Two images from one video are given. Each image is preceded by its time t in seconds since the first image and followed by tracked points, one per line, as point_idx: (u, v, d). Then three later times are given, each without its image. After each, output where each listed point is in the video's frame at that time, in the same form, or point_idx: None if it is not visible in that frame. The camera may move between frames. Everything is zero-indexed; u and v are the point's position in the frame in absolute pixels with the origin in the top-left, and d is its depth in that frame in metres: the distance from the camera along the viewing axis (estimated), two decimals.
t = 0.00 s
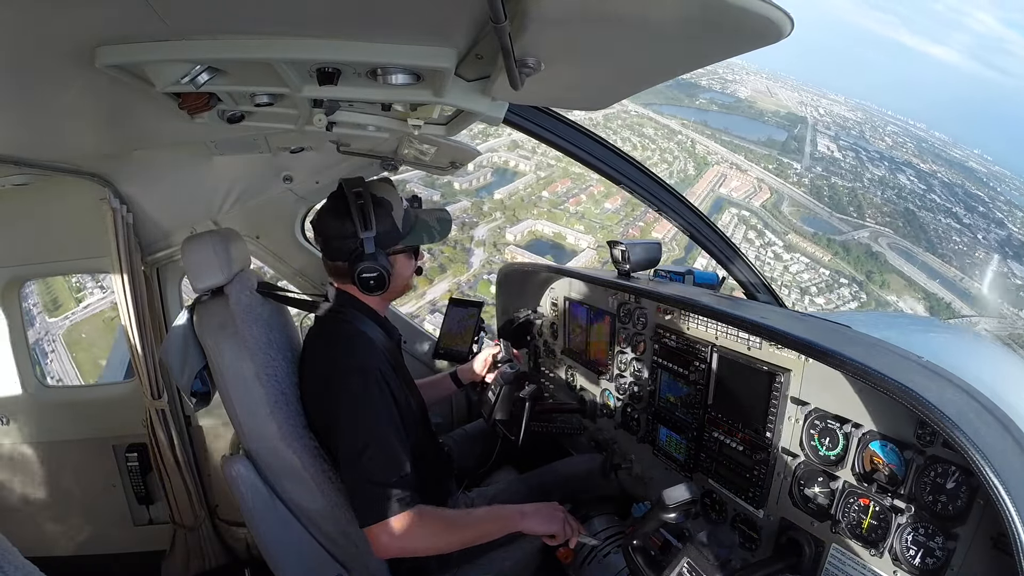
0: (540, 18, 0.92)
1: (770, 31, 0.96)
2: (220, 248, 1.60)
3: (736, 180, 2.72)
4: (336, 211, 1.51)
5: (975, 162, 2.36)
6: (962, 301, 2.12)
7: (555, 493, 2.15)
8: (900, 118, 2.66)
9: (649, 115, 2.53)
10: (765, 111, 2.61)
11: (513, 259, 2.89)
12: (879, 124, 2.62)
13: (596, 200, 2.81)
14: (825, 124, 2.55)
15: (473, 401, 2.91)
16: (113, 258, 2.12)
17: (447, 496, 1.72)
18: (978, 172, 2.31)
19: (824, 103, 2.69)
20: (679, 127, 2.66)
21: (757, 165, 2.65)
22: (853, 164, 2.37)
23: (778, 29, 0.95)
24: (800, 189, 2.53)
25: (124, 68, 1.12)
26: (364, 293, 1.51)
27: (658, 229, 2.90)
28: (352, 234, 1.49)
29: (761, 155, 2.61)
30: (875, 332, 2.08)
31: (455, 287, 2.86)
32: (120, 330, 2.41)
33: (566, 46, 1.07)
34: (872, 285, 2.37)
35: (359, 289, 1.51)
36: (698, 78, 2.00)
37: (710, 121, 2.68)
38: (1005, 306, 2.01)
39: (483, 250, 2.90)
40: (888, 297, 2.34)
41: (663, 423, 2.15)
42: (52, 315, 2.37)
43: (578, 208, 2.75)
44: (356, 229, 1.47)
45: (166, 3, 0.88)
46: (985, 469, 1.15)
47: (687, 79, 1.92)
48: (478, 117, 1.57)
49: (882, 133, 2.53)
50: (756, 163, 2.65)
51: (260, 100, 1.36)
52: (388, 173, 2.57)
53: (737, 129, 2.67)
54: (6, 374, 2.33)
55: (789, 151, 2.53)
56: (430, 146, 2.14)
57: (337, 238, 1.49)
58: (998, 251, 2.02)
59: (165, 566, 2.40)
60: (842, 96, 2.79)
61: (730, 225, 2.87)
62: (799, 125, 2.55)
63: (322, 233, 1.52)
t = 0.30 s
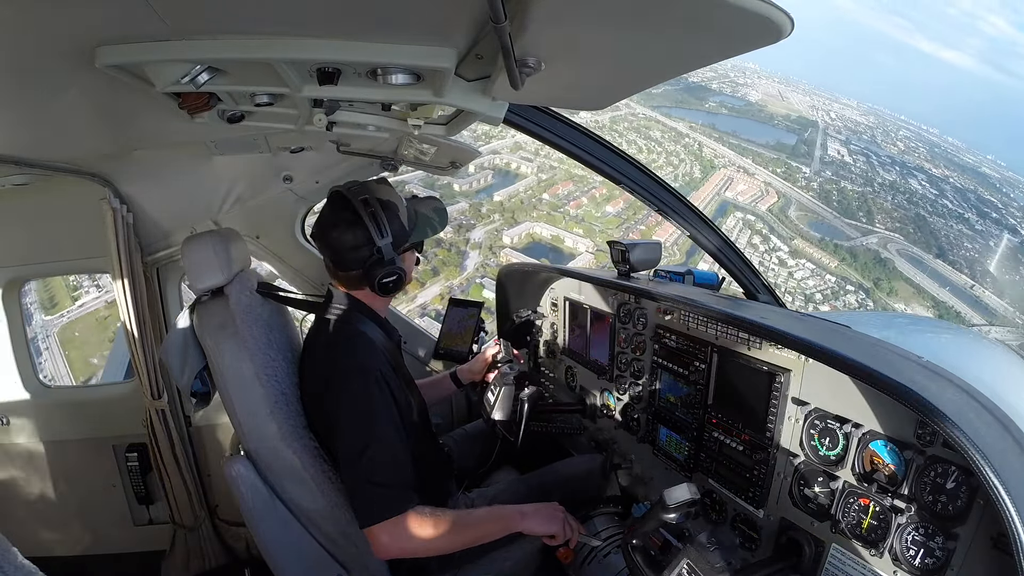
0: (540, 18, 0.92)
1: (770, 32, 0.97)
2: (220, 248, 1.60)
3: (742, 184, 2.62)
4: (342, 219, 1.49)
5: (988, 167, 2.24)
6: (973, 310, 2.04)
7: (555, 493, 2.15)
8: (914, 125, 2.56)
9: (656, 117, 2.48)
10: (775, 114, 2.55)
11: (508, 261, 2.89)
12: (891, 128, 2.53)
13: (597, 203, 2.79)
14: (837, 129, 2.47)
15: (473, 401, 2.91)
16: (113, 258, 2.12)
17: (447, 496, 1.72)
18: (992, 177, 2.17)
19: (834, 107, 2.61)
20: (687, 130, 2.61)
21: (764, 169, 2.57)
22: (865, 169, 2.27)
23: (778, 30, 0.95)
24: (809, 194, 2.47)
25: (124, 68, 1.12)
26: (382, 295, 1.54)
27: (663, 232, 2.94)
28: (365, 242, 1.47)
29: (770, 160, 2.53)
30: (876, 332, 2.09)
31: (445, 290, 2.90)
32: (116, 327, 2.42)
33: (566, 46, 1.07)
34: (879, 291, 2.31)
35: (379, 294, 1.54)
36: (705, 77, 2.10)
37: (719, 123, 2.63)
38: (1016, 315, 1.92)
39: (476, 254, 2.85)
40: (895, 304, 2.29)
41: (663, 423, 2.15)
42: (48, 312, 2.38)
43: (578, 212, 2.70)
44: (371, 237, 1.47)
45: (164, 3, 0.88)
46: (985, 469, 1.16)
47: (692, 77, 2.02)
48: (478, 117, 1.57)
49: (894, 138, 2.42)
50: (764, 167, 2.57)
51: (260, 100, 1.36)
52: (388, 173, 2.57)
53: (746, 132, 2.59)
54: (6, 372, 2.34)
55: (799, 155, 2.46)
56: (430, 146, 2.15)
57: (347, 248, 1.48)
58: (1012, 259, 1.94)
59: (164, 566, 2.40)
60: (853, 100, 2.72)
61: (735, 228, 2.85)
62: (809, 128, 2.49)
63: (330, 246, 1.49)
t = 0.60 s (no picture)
0: (540, 18, 0.92)
1: (770, 32, 0.97)
2: (220, 248, 1.60)
3: (747, 190, 2.64)
4: (343, 220, 1.49)
5: (999, 175, 2.19)
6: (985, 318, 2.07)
7: (555, 493, 2.15)
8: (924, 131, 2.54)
9: (663, 122, 2.62)
10: (783, 121, 2.53)
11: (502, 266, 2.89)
12: (902, 136, 2.50)
13: (596, 210, 2.76)
14: (846, 135, 2.46)
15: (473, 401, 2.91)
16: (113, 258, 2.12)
17: (448, 496, 1.72)
18: (1003, 185, 2.15)
19: (843, 113, 2.59)
20: (694, 136, 2.70)
21: (770, 175, 2.56)
22: (873, 175, 2.26)
23: (778, 30, 0.96)
24: (815, 200, 2.45)
25: (123, 68, 1.12)
26: (382, 296, 1.54)
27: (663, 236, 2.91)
28: (365, 243, 1.48)
29: (777, 166, 2.53)
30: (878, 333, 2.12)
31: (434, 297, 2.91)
32: (107, 331, 2.43)
33: (566, 46, 1.07)
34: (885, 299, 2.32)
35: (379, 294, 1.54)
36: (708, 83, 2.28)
37: (726, 129, 2.65)
38: None
39: (470, 259, 2.82)
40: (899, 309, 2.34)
41: (663, 423, 2.15)
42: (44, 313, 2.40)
43: (576, 218, 2.70)
44: (371, 238, 1.47)
45: (162, 3, 0.88)
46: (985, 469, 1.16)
47: (694, 83, 2.19)
48: (478, 117, 1.57)
49: (905, 145, 2.40)
50: (771, 174, 2.57)
51: (260, 100, 1.36)
52: (388, 173, 2.57)
53: (752, 138, 2.60)
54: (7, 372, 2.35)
55: (806, 162, 2.44)
56: (430, 146, 2.14)
57: (348, 249, 1.48)
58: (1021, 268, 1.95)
59: (164, 566, 2.40)
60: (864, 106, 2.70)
61: (738, 235, 2.86)
62: (818, 135, 2.45)
63: (330, 247, 1.49)
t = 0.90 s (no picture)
0: (539, 17, 0.92)
1: (770, 32, 0.97)
2: (219, 248, 1.60)
3: (750, 197, 2.65)
4: (341, 220, 1.49)
5: (1010, 180, 2.15)
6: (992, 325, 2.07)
7: (555, 492, 2.15)
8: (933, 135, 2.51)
9: (667, 128, 2.64)
10: (791, 126, 2.51)
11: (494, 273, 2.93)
12: (911, 141, 2.48)
13: (595, 216, 2.75)
14: (854, 141, 2.43)
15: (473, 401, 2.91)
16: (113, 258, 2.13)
17: (448, 496, 1.72)
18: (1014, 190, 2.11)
19: (851, 120, 2.56)
20: (697, 142, 2.68)
21: (775, 181, 2.57)
22: (880, 181, 2.26)
23: (778, 30, 0.96)
24: (820, 207, 2.46)
25: (123, 67, 1.12)
26: (381, 296, 1.53)
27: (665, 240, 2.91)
28: (363, 243, 1.48)
29: (782, 171, 2.54)
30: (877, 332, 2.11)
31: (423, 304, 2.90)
32: (97, 335, 2.42)
33: (565, 46, 1.07)
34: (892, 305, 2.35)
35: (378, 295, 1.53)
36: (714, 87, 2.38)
37: (731, 135, 2.65)
38: None
39: (463, 266, 2.79)
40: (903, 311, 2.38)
41: (663, 423, 2.15)
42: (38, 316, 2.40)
43: (573, 223, 2.69)
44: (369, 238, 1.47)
45: (161, 2, 0.88)
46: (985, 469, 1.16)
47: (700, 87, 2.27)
48: (478, 117, 1.57)
49: (914, 150, 2.40)
50: (774, 179, 2.57)
51: (260, 100, 1.36)
52: (388, 173, 2.57)
53: (757, 143, 2.60)
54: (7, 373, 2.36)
55: (812, 167, 2.44)
56: (430, 146, 2.14)
57: (346, 249, 1.48)
58: None
59: (164, 566, 2.40)
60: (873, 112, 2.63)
61: (741, 241, 2.88)
62: (826, 140, 2.44)
63: (329, 247, 1.50)
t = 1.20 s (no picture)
0: (538, 17, 0.92)
1: (769, 32, 0.97)
2: (219, 248, 1.60)
3: (753, 198, 2.61)
4: (339, 218, 1.49)
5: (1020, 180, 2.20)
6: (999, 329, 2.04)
7: (555, 492, 2.15)
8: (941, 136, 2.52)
9: (670, 127, 2.67)
10: (798, 126, 2.51)
11: (486, 276, 2.91)
12: (919, 141, 2.48)
13: (592, 219, 2.73)
14: (861, 142, 2.44)
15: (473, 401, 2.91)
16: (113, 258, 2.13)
17: (448, 496, 1.72)
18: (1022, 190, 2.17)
19: (858, 120, 2.56)
20: (700, 143, 2.68)
21: (779, 182, 2.54)
22: (888, 182, 2.26)
23: (778, 30, 0.96)
24: (825, 207, 2.44)
25: (123, 67, 1.12)
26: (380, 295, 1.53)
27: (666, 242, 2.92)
28: (360, 242, 1.48)
29: (784, 171, 2.51)
30: (876, 332, 2.11)
31: (414, 307, 2.89)
32: (89, 339, 2.41)
33: (564, 46, 1.08)
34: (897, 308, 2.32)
35: (376, 292, 1.53)
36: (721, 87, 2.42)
37: (735, 135, 2.64)
38: None
39: (453, 268, 2.80)
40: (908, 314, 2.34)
41: (663, 423, 2.15)
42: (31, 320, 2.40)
43: (569, 226, 2.67)
44: (366, 235, 1.47)
45: (162, 3, 0.88)
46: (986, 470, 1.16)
47: (706, 86, 2.29)
48: (478, 117, 1.57)
49: (921, 150, 2.39)
50: (779, 180, 2.54)
51: (260, 100, 1.36)
52: (387, 173, 2.58)
53: (761, 143, 2.59)
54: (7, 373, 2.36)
55: (818, 167, 2.41)
56: (430, 146, 2.14)
57: (343, 247, 1.48)
58: None
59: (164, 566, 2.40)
60: (881, 111, 2.63)
61: (742, 242, 2.86)
62: (831, 140, 2.43)
63: (327, 245, 1.50)
